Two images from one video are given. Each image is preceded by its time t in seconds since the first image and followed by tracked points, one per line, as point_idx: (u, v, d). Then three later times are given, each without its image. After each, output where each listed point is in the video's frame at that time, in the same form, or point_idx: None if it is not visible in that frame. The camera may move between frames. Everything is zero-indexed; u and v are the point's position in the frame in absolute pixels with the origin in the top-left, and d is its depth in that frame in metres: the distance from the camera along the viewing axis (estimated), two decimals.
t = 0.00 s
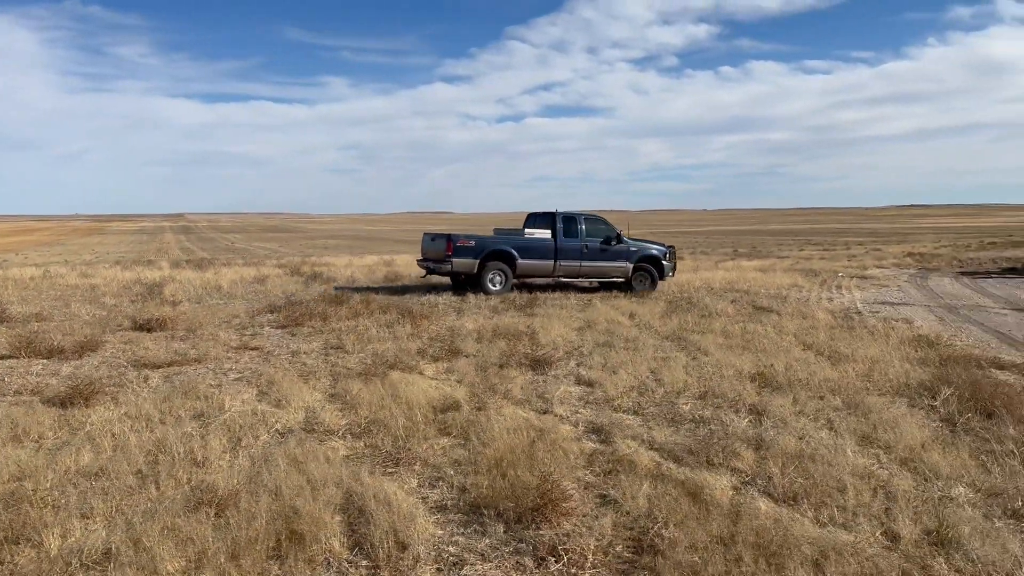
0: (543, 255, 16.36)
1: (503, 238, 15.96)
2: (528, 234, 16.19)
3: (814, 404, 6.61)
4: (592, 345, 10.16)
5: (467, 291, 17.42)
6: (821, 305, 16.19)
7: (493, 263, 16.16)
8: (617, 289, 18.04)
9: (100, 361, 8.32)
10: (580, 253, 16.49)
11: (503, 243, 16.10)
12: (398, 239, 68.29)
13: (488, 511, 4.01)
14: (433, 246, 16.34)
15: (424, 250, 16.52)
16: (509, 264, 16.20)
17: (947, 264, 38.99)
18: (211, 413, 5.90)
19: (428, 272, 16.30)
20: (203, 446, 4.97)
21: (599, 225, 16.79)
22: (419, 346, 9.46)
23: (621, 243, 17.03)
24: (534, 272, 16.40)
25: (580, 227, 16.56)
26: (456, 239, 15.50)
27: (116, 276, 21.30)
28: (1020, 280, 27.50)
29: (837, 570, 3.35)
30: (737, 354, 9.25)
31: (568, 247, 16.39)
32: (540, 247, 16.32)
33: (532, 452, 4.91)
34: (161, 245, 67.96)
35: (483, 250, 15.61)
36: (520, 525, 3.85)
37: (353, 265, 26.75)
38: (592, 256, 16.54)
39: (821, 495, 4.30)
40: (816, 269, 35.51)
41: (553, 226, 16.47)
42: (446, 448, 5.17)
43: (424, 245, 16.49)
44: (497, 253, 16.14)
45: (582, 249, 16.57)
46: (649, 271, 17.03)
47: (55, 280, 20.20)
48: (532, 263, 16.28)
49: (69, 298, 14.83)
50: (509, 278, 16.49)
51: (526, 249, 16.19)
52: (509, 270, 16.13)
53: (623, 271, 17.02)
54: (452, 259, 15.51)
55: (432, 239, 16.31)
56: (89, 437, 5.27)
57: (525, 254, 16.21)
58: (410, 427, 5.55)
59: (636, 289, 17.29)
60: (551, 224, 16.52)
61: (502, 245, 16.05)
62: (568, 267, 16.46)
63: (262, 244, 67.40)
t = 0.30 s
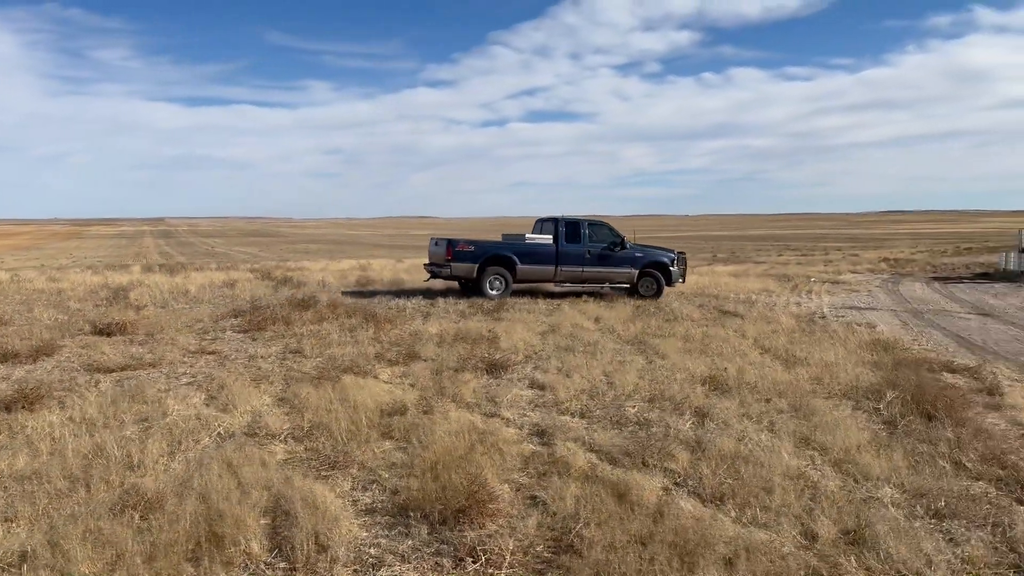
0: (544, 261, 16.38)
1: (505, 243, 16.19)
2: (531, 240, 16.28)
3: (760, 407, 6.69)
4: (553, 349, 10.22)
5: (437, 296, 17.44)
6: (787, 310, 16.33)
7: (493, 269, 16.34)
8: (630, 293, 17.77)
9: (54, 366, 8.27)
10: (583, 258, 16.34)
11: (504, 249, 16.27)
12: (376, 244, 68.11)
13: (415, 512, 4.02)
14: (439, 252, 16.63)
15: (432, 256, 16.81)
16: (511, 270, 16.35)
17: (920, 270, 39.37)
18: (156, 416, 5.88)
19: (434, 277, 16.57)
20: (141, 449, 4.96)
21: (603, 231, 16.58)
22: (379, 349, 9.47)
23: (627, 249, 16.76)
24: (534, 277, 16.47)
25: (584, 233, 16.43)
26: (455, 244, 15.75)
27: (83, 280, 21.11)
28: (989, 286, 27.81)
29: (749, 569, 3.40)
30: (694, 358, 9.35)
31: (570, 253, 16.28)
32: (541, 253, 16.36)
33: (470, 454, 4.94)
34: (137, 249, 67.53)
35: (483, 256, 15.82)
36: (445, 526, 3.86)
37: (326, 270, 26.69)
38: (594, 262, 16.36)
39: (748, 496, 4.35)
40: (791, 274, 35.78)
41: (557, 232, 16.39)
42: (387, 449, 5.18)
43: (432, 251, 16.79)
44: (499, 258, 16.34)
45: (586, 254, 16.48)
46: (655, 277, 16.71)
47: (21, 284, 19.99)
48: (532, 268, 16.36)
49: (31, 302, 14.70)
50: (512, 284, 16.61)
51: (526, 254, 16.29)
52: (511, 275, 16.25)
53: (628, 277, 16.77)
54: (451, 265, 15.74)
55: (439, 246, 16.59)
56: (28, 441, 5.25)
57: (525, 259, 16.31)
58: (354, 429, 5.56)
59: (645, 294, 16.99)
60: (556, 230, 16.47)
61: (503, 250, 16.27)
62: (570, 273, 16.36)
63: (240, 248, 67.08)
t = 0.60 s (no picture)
0: (545, 266, 16.33)
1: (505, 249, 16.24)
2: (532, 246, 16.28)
3: (706, 409, 6.78)
4: (514, 352, 10.27)
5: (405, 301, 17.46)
6: (754, 314, 16.48)
7: (494, 274, 16.41)
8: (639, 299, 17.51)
9: (5, 369, 8.23)
10: (585, 263, 16.19)
11: (505, 254, 16.32)
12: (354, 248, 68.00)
13: (342, 512, 4.06)
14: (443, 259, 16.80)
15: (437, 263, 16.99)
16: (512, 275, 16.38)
17: (893, 275, 39.76)
18: (100, 418, 5.88)
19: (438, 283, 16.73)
20: (79, 451, 4.97)
21: (607, 236, 16.41)
22: (338, 353, 9.49)
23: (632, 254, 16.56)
24: (535, 283, 16.44)
25: (587, 239, 16.29)
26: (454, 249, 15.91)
27: (49, 284, 20.93)
28: (958, 291, 28.15)
29: (661, 564, 3.47)
30: (651, 361, 9.44)
31: (571, 258, 16.17)
32: (542, 258, 16.33)
33: (408, 454, 4.98)
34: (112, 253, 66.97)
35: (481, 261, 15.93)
36: (370, 526, 3.90)
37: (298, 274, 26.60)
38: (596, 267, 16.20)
39: (676, 494, 4.43)
40: (764, 279, 36.07)
41: (559, 237, 16.29)
42: (328, 450, 5.21)
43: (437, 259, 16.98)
44: (500, 264, 16.41)
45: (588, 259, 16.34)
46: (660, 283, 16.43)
47: None
48: (533, 273, 16.34)
49: None
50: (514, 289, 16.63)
51: (526, 260, 16.28)
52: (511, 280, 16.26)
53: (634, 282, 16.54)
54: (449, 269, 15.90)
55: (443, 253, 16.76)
56: None
57: (525, 264, 16.30)
58: (298, 431, 5.58)
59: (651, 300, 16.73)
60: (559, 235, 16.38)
61: (505, 255, 16.35)
62: (571, 278, 16.23)
63: (219, 253, 66.75)
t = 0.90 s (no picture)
0: (547, 271, 16.34)
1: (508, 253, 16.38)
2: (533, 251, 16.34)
3: (653, 412, 6.87)
4: (476, 356, 10.32)
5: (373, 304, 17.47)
6: (721, 318, 16.62)
7: (496, 278, 16.55)
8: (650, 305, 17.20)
9: None
10: (587, 268, 16.05)
11: (507, 258, 16.45)
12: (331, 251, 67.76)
13: (270, 514, 4.09)
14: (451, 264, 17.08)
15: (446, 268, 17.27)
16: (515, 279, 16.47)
17: (866, 280, 40.10)
18: (44, 421, 5.87)
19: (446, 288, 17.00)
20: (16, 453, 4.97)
21: (612, 242, 16.23)
22: (297, 356, 9.50)
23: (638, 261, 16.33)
24: (536, 287, 16.44)
25: (591, 244, 16.16)
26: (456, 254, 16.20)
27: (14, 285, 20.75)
28: (928, 296, 28.49)
29: (578, 563, 3.54)
30: (610, 365, 9.53)
31: (573, 263, 16.07)
32: (544, 263, 16.35)
33: (346, 455, 5.02)
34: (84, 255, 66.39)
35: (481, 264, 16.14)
36: (296, 527, 3.94)
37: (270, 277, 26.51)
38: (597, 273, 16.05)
39: (605, 495, 4.50)
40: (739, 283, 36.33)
41: (563, 242, 16.23)
42: (268, 452, 5.24)
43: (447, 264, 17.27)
44: (502, 268, 16.54)
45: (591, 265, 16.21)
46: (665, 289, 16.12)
47: None
48: (533, 277, 16.37)
49: None
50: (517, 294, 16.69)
51: (528, 264, 16.33)
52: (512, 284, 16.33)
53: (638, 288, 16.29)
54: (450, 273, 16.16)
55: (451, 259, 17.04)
56: None
57: (527, 268, 16.35)
58: (242, 434, 5.61)
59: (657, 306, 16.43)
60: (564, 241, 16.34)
61: (507, 259, 16.46)
62: (572, 283, 16.12)
63: (197, 255, 66.28)
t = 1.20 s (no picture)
0: (546, 274, 16.25)
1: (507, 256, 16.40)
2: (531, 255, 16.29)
3: (598, 410, 6.90)
4: (434, 355, 10.30)
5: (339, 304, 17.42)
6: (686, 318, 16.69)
7: (496, 281, 16.60)
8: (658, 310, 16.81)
9: None
10: (586, 272, 15.85)
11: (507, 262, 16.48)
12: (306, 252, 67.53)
13: (189, 511, 4.08)
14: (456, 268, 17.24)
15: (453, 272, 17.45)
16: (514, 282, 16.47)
17: (837, 281, 40.51)
18: None
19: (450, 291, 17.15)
20: None
21: (613, 245, 15.98)
22: (251, 356, 9.45)
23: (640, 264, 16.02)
24: (535, 290, 16.38)
25: (592, 247, 15.98)
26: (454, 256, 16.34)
27: None
28: (896, 296, 28.80)
29: (490, 557, 3.55)
30: (565, 364, 9.54)
31: (571, 267, 15.90)
32: (543, 266, 16.27)
33: (277, 453, 5.00)
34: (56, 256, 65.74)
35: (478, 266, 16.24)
36: (213, 524, 3.94)
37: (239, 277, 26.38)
38: (595, 276, 15.83)
39: (532, 490, 4.52)
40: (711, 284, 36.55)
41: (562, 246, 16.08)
42: (201, 450, 5.22)
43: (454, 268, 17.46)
44: (502, 271, 16.57)
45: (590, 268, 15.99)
46: (664, 294, 15.75)
47: None
48: (531, 280, 16.31)
49: None
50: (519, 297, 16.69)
51: (527, 267, 16.28)
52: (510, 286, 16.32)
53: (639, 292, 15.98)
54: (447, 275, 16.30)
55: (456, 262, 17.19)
56: None
57: (525, 271, 16.30)
58: (178, 432, 5.57)
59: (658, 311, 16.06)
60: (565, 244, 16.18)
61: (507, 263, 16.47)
62: (570, 286, 15.94)
63: (171, 257, 65.84)
